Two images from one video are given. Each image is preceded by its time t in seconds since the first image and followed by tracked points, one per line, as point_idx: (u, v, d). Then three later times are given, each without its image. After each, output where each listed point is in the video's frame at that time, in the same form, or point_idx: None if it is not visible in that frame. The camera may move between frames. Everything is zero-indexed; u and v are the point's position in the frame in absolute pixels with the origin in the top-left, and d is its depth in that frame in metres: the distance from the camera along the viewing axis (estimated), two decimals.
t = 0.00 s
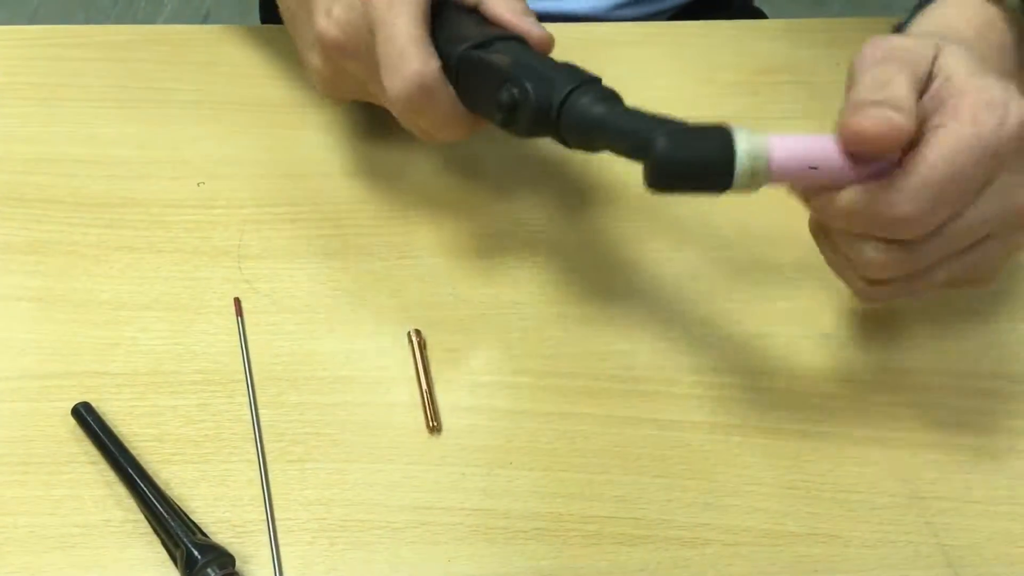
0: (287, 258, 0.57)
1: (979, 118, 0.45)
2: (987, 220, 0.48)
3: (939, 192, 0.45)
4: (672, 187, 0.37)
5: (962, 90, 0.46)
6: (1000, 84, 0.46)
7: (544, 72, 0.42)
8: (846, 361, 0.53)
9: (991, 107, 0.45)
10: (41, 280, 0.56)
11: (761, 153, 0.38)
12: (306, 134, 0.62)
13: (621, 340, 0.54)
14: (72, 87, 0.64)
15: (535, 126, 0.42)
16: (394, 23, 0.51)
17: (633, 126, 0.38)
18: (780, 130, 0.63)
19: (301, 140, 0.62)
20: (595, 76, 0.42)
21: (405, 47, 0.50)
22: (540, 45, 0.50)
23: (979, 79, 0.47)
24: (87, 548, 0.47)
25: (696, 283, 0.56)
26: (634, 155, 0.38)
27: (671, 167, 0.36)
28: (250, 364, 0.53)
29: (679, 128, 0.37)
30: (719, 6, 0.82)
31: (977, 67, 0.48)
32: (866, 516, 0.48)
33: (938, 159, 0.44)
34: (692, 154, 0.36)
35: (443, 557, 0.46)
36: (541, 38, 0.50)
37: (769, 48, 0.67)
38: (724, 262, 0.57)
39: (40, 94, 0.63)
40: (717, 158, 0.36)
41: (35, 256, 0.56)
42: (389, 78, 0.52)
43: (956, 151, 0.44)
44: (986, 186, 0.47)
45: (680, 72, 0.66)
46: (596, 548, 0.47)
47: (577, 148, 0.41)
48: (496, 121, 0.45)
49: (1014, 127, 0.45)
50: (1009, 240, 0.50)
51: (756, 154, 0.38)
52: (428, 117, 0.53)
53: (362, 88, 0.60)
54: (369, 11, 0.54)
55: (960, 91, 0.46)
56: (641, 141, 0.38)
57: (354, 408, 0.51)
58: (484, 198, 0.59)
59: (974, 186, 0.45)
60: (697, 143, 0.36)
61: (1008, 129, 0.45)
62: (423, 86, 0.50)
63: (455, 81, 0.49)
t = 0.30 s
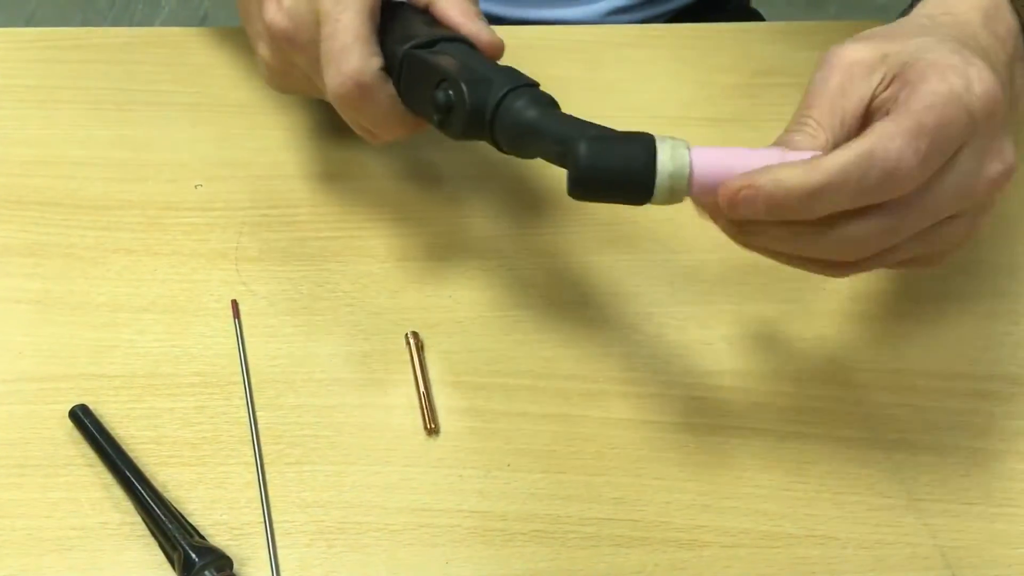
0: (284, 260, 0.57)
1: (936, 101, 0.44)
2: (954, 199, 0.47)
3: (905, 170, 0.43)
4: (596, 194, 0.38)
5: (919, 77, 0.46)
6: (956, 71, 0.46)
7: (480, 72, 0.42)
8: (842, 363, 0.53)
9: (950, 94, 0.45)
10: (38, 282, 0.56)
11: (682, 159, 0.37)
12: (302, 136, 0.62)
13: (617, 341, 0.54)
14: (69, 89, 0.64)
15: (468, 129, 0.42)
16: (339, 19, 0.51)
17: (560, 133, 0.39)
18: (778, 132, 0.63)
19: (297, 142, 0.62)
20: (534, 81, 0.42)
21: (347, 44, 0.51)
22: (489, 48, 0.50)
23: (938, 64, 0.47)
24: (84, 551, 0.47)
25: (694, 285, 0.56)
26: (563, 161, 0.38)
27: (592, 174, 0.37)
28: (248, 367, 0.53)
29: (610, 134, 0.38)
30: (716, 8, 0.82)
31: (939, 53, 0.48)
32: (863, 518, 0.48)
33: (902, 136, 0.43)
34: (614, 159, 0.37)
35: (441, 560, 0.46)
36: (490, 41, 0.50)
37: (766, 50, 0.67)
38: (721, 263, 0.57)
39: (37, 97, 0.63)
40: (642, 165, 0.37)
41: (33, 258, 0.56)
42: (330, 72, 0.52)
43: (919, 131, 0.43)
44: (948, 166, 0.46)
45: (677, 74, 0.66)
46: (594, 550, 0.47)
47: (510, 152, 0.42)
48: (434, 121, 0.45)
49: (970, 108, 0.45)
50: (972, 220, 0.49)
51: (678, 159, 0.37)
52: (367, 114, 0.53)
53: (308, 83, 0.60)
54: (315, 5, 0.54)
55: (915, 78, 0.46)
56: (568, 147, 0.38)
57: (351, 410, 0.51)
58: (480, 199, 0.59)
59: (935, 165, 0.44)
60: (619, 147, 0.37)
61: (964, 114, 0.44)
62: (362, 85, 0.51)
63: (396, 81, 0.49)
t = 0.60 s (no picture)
0: (282, 261, 0.57)
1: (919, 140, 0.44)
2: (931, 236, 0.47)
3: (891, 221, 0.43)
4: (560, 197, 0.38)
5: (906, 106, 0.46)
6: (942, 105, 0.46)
7: (451, 76, 0.42)
8: (840, 364, 0.53)
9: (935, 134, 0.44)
10: (35, 283, 0.56)
11: (647, 163, 0.37)
12: (299, 136, 0.62)
13: (615, 342, 0.54)
14: (66, 90, 0.64)
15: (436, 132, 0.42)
16: (311, 23, 0.51)
17: (528, 135, 0.39)
18: (775, 133, 0.63)
19: (295, 143, 0.62)
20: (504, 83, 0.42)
21: (318, 48, 0.50)
22: (463, 51, 0.50)
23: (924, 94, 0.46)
24: (81, 552, 0.47)
25: (690, 286, 0.56)
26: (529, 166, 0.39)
27: (557, 176, 0.37)
28: (246, 368, 0.53)
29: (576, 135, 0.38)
30: (712, 11, 0.82)
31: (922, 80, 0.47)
32: (860, 518, 0.48)
33: (884, 185, 0.43)
34: (576, 164, 0.37)
35: (439, 560, 0.46)
36: (466, 45, 0.50)
37: (763, 50, 0.67)
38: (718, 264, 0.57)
39: (35, 98, 0.63)
40: (605, 167, 0.37)
41: (30, 260, 0.56)
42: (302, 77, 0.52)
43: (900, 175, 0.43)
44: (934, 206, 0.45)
45: (675, 74, 0.66)
46: (591, 550, 0.47)
47: (481, 155, 0.42)
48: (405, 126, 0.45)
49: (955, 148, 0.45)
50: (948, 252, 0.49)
51: (642, 162, 0.37)
52: (340, 119, 0.52)
53: (284, 89, 0.60)
54: (288, 9, 0.54)
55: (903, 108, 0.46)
56: (535, 150, 0.38)
57: (349, 411, 0.51)
58: (475, 201, 0.59)
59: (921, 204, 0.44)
60: (583, 151, 0.37)
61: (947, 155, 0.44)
62: (333, 89, 0.50)
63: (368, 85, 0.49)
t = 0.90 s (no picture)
0: (280, 261, 0.57)
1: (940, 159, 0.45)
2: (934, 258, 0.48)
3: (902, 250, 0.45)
4: (570, 204, 0.38)
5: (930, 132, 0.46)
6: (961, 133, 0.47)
7: (458, 84, 0.42)
8: (838, 364, 0.53)
9: (955, 154, 0.45)
10: (33, 283, 0.56)
11: (657, 169, 0.37)
12: (299, 137, 0.62)
13: (613, 342, 0.54)
14: (65, 91, 0.64)
15: (445, 139, 0.42)
16: (313, 34, 0.51)
17: (536, 143, 0.39)
18: (773, 133, 0.63)
19: (294, 143, 0.62)
20: (510, 93, 0.42)
21: (322, 59, 0.51)
22: (463, 57, 0.51)
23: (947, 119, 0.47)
24: (78, 552, 0.47)
25: (688, 285, 0.56)
26: (540, 174, 0.39)
27: (568, 184, 0.37)
28: (244, 368, 0.53)
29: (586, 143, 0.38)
30: (710, 12, 0.82)
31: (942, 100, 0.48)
32: (859, 518, 0.48)
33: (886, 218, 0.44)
34: (587, 172, 0.37)
35: (436, 560, 0.46)
36: (466, 51, 0.51)
37: (761, 51, 0.67)
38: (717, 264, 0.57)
39: (33, 98, 0.63)
40: (616, 176, 0.37)
41: (27, 260, 0.56)
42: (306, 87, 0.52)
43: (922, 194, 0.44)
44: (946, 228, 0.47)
45: (674, 75, 0.66)
46: (589, 550, 0.47)
47: (488, 163, 0.42)
48: (411, 133, 0.46)
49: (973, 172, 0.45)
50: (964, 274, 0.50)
51: (652, 170, 0.37)
52: (345, 129, 0.53)
53: (285, 98, 0.59)
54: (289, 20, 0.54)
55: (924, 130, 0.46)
56: (546, 157, 0.38)
57: (348, 411, 0.51)
58: (474, 202, 0.59)
59: (938, 228, 0.45)
60: (593, 159, 0.37)
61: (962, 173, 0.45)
62: (337, 99, 0.51)
63: (373, 95, 0.50)
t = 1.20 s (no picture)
0: (279, 261, 0.57)
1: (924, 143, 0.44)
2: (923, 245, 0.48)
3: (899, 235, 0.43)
4: (572, 197, 0.38)
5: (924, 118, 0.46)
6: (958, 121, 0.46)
7: (459, 79, 0.42)
8: (838, 364, 0.53)
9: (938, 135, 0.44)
10: (32, 284, 0.55)
11: (658, 159, 0.37)
12: (298, 137, 0.62)
13: (613, 342, 0.54)
14: (64, 90, 0.64)
15: (445, 133, 0.42)
16: (314, 31, 0.51)
17: (537, 135, 0.39)
18: (773, 132, 0.63)
19: (293, 143, 0.61)
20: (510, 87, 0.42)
21: (323, 55, 0.51)
22: (464, 52, 0.50)
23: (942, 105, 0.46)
24: (76, 553, 0.47)
25: (689, 285, 0.56)
26: (540, 166, 0.39)
27: (569, 176, 0.37)
28: (243, 368, 0.52)
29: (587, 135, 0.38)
30: (709, 12, 0.82)
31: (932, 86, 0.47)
32: (859, 517, 0.48)
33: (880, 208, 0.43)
34: (588, 163, 0.37)
35: (436, 560, 0.46)
36: (467, 46, 0.50)
37: (761, 50, 0.67)
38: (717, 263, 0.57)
39: (33, 98, 0.63)
40: (617, 169, 0.37)
41: (26, 260, 0.56)
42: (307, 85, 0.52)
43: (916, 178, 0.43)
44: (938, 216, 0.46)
45: (674, 74, 0.66)
46: (589, 550, 0.47)
47: (489, 157, 0.42)
48: (411, 127, 0.46)
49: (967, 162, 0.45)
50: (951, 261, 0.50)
51: (653, 160, 0.37)
52: (346, 126, 0.52)
53: (287, 97, 0.59)
54: (290, 18, 0.54)
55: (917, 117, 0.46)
56: (546, 150, 0.38)
57: (347, 411, 0.51)
58: (474, 201, 0.59)
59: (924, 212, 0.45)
60: (594, 150, 0.37)
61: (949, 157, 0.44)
62: (338, 95, 0.51)
63: (374, 91, 0.49)
